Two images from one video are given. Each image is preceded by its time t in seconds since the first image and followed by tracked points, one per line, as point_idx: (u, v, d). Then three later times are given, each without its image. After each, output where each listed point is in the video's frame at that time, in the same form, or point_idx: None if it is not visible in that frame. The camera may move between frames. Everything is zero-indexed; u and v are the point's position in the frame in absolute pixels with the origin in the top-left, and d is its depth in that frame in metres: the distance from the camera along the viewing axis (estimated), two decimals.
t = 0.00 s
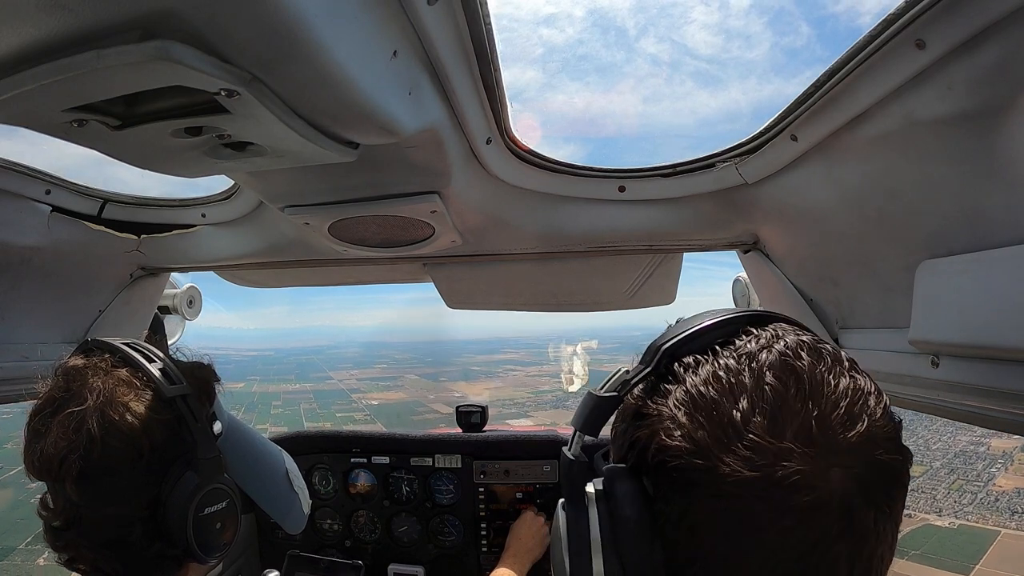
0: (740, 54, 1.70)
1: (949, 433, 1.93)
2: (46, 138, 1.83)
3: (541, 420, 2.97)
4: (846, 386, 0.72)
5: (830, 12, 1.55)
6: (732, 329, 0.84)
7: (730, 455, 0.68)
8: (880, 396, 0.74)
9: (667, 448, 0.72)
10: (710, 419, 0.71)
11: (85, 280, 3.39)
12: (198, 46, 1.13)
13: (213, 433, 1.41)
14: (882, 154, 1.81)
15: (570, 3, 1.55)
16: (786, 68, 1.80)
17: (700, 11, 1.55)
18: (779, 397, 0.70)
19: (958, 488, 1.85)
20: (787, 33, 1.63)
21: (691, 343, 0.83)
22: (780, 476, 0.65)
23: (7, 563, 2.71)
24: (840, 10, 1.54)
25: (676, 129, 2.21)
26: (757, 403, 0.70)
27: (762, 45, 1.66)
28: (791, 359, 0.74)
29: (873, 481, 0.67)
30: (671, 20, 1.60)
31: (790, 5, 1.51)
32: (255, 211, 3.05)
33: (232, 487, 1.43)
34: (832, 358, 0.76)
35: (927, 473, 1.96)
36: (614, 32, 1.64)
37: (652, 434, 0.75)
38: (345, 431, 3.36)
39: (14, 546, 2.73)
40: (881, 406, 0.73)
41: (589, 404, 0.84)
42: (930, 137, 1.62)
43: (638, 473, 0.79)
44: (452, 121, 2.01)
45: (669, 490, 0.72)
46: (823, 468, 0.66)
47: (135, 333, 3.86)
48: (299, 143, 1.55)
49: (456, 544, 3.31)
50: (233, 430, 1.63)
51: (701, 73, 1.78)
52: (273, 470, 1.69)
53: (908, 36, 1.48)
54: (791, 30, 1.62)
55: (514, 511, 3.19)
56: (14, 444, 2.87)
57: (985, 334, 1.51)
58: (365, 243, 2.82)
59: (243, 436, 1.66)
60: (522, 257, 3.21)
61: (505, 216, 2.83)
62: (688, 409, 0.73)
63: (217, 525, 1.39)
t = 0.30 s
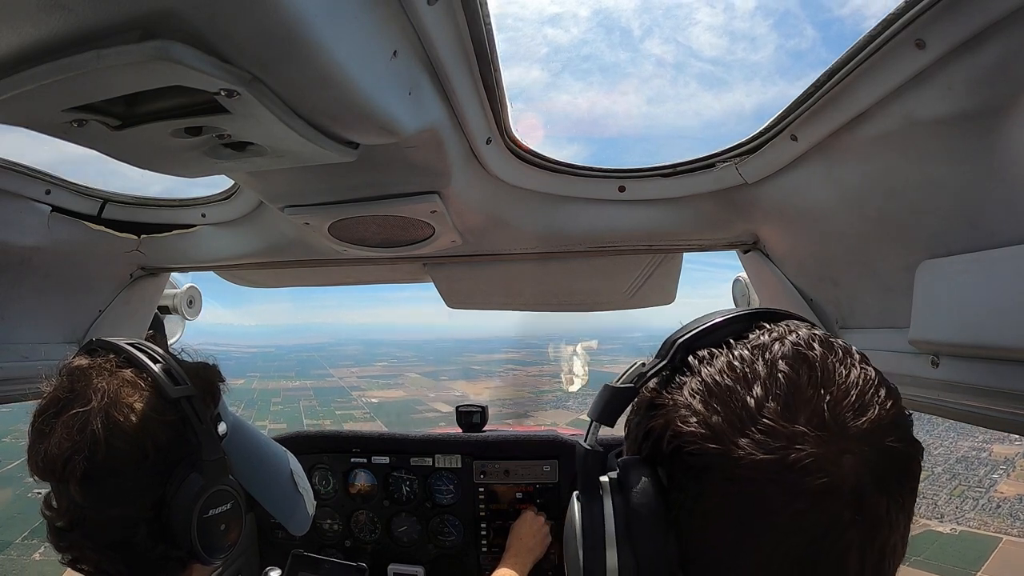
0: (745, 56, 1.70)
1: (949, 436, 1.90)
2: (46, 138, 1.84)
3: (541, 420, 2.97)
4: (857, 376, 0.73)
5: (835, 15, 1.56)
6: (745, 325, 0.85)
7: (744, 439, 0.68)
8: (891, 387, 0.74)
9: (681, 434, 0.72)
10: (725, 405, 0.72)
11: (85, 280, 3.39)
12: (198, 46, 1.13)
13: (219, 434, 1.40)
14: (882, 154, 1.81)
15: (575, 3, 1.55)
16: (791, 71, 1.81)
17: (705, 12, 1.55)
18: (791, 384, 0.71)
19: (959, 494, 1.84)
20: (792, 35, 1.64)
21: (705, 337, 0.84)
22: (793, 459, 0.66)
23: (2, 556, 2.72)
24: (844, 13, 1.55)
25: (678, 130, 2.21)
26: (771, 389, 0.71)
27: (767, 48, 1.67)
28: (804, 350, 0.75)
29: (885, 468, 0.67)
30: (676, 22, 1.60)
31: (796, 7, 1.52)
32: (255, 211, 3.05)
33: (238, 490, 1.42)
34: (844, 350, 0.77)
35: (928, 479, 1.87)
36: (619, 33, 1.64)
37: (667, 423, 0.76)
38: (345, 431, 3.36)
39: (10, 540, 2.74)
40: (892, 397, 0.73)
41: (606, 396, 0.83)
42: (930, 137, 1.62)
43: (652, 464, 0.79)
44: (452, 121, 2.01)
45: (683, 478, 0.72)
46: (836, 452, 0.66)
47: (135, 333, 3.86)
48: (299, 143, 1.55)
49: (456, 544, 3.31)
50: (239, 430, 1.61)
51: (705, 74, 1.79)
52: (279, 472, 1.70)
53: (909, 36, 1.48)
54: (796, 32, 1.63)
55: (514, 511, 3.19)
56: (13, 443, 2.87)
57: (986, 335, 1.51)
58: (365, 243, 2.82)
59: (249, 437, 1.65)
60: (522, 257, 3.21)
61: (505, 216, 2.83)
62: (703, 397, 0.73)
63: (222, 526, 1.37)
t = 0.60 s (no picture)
0: (746, 57, 1.70)
1: (949, 439, 1.91)
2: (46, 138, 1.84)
3: (541, 420, 2.97)
4: (858, 369, 0.73)
5: (836, 16, 1.56)
6: (743, 323, 0.85)
7: (747, 434, 0.68)
8: (891, 380, 0.75)
9: (683, 432, 0.72)
10: (726, 402, 0.72)
11: (85, 280, 3.39)
12: (198, 46, 1.13)
13: (213, 434, 1.40)
14: (881, 154, 1.81)
15: (576, 4, 1.56)
16: (791, 72, 1.81)
17: (707, 13, 1.55)
18: (792, 379, 0.71)
19: (960, 497, 1.86)
20: (793, 36, 1.64)
21: (703, 337, 0.84)
22: (797, 453, 0.66)
23: None
24: (846, 14, 1.55)
25: (677, 130, 2.21)
26: (772, 385, 0.71)
27: (768, 48, 1.67)
28: (803, 345, 0.76)
29: (888, 460, 0.68)
30: (677, 22, 1.60)
31: (797, 8, 1.52)
32: (255, 211, 3.05)
33: (233, 489, 1.43)
34: (843, 345, 0.78)
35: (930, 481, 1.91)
36: (621, 33, 1.64)
37: (668, 422, 0.76)
38: (345, 431, 3.37)
39: (7, 539, 2.75)
40: (892, 390, 0.74)
41: (606, 396, 0.82)
42: (930, 137, 1.62)
43: (654, 465, 0.79)
44: (452, 121, 2.01)
45: (685, 476, 0.72)
46: (840, 445, 0.66)
47: (135, 333, 3.86)
48: (299, 143, 1.55)
49: (457, 544, 3.31)
50: (232, 429, 1.64)
51: (706, 75, 1.79)
52: (272, 469, 1.68)
53: (909, 36, 1.48)
54: (797, 33, 1.63)
55: (514, 511, 3.19)
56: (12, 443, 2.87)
57: (985, 335, 1.51)
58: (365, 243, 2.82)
59: (243, 435, 1.66)
60: (522, 257, 3.22)
61: (505, 216, 2.83)
62: (704, 395, 0.74)
63: (217, 526, 1.39)
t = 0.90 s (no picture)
0: (744, 55, 1.70)
1: (951, 436, 1.90)
2: (47, 138, 1.84)
3: (541, 420, 2.96)
4: (859, 365, 0.75)
5: (834, 14, 1.56)
6: (736, 324, 0.85)
7: (762, 437, 0.69)
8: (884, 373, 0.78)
9: (694, 439, 0.72)
10: (736, 405, 0.72)
11: (86, 280, 3.39)
12: (198, 46, 1.13)
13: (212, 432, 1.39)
14: (881, 154, 1.81)
15: (574, 3, 1.56)
16: (789, 69, 1.80)
17: (704, 11, 1.55)
18: (800, 379, 0.72)
19: (964, 494, 1.82)
20: (791, 35, 1.64)
21: (699, 339, 0.83)
22: (814, 453, 0.67)
23: None
24: (844, 12, 1.55)
25: (677, 130, 2.21)
26: (780, 386, 0.71)
27: (766, 47, 1.67)
28: (805, 343, 0.76)
29: (896, 453, 0.70)
30: (675, 21, 1.61)
31: (795, 7, 1.52)
32: (255, 211, 3.05)
33: (230, 488, 1.41)
34: (839, 342, 0.80)
35: (933, 480, 1.91)
36: (618, 33, 1.65)
37: (675, 429, 0.75)
38: (345, 431, 3.36)
39: (5, 543, 2.74)
40: (889, 384, 0.77)
41: (601, 404, 0.81)
42: (930, 137, 1.62)
43: (656, 472, 0.78)
44: (452, 121, 2.01)
45: (698, 483, 0.71)
46: (853, 442, 0.68)
47: (135, 333, 3.85)
48: (299, 143, 1.55)
49: (457, 544, 3.31)
50: (232, 428, 1.63)
51: (705, 74, 1.79)
52: (273, 469, 1.69)
53: (908, 36, 1.48)
54: (795, 32, 1.63)
55: (514, 511, 3.19)
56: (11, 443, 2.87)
57: (985, 335, 1.51)
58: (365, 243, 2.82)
59: (242, 435, 1.65)
60: (522, 257, 3.22)
61: (505, 216, 2.83)
62: (712, 399, 0.73)
63: (217, 524, 1.37)
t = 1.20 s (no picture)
0: (743, 54, 1.69)
1: (955, 434, 1.90)
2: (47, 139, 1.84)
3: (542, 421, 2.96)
4: (843, 361, 0.77)
5: (833, 12, 1.56)
6: (719, 325, 0.85)
7: (754, 438, 0.69)
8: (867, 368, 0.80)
9: (685, 443, 0.72)
10: (726, 407, 0.72)
11: (86, 280, 3.39)
12: (198, 46, 1.13)
13: (215, 433, 1.37)
14: (881, 154, 1.81)
15: (573, 3, 1.56)
16: (789, 68, 1.80)
17: (703, 11, 1.55)
18: (788, 377, 0.73)
19: (969, 493, 1.83)
20: (790, 34, 1.64)
21: (683, 342, 0.83)
22: (807, 449, 0.67)
23: None
24: (843, 10, 1.55)
25: (677, 129, 2.21)
26: (769, 385, 0.72)
27: (765, 45, 1.66)
28: (790, 341, 0.77)
29: (885, 446, 0.71)
30: (674, 20, 1.60)
31: (794, 5, 1.52)
32: (255, 211, 3.05)
33: (232, 488, 1.40)
34: (823, 339, 0.81)
35: (937, 477, 1.92)
36: (617, 32, 1.65)
37: (664, 433, 0.74)
38: (345, 431, 3.36)
39: (5, 548, 2.72)
40: (872, 378, 0.78)
41: (586, 413, 0.79)
42: (930, 137, 1.62)
43: (647, 479, 0.78)
44: (452, 121, 2.01)
45: (691, 487, 0.71)
46: (844, 438, 0.69)
47: (135, 333, 3.86)
48: (299, 143, 1.55)
49: (457, 544, 3.31)
50: (234, 429, 1.62)
51: (704, 73, 1.78)
52: (274, 470, 1.69)
53: (909, 36, 1.48)
54: (795, 30, 1.62)
55: (514, 511, 3.19)
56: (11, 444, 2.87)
57: (985, 335, 1.51)
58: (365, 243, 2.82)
59: (245, 437, 1.65)
60: (522, 257, 3.22)
61: (505, 216, 2.83)
62: (701, 402, 0.73)
63: (219, 525, 1.36)
